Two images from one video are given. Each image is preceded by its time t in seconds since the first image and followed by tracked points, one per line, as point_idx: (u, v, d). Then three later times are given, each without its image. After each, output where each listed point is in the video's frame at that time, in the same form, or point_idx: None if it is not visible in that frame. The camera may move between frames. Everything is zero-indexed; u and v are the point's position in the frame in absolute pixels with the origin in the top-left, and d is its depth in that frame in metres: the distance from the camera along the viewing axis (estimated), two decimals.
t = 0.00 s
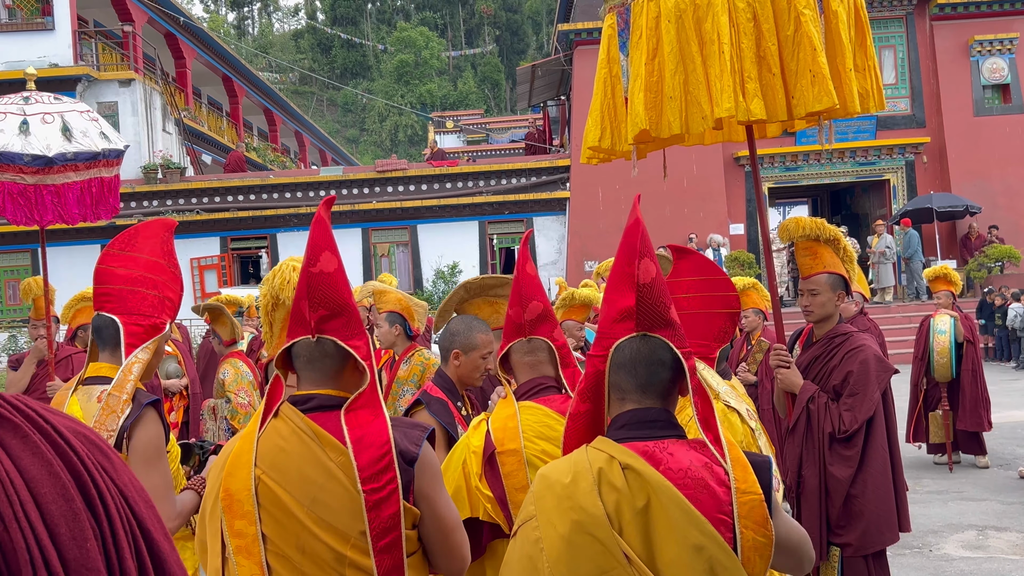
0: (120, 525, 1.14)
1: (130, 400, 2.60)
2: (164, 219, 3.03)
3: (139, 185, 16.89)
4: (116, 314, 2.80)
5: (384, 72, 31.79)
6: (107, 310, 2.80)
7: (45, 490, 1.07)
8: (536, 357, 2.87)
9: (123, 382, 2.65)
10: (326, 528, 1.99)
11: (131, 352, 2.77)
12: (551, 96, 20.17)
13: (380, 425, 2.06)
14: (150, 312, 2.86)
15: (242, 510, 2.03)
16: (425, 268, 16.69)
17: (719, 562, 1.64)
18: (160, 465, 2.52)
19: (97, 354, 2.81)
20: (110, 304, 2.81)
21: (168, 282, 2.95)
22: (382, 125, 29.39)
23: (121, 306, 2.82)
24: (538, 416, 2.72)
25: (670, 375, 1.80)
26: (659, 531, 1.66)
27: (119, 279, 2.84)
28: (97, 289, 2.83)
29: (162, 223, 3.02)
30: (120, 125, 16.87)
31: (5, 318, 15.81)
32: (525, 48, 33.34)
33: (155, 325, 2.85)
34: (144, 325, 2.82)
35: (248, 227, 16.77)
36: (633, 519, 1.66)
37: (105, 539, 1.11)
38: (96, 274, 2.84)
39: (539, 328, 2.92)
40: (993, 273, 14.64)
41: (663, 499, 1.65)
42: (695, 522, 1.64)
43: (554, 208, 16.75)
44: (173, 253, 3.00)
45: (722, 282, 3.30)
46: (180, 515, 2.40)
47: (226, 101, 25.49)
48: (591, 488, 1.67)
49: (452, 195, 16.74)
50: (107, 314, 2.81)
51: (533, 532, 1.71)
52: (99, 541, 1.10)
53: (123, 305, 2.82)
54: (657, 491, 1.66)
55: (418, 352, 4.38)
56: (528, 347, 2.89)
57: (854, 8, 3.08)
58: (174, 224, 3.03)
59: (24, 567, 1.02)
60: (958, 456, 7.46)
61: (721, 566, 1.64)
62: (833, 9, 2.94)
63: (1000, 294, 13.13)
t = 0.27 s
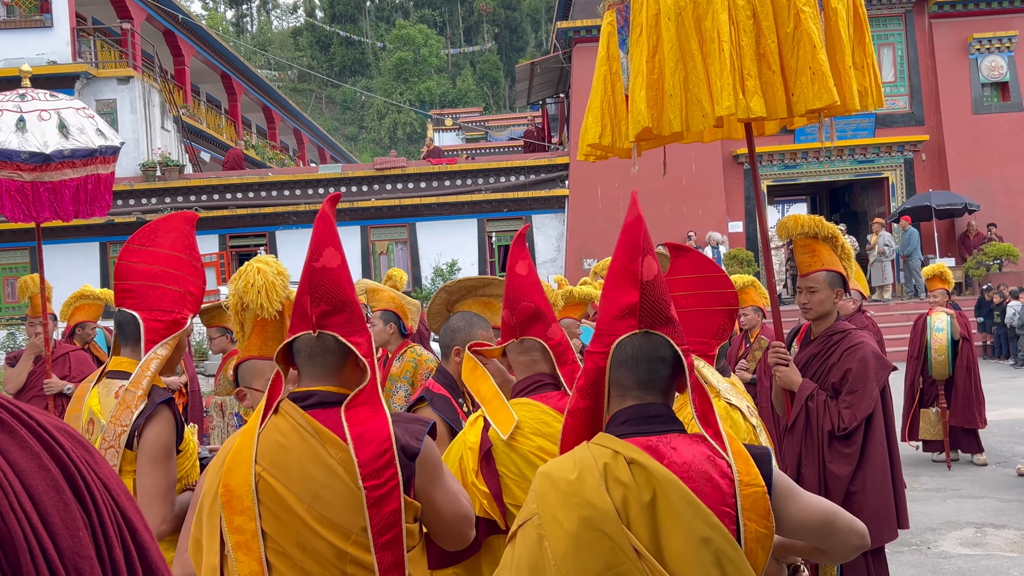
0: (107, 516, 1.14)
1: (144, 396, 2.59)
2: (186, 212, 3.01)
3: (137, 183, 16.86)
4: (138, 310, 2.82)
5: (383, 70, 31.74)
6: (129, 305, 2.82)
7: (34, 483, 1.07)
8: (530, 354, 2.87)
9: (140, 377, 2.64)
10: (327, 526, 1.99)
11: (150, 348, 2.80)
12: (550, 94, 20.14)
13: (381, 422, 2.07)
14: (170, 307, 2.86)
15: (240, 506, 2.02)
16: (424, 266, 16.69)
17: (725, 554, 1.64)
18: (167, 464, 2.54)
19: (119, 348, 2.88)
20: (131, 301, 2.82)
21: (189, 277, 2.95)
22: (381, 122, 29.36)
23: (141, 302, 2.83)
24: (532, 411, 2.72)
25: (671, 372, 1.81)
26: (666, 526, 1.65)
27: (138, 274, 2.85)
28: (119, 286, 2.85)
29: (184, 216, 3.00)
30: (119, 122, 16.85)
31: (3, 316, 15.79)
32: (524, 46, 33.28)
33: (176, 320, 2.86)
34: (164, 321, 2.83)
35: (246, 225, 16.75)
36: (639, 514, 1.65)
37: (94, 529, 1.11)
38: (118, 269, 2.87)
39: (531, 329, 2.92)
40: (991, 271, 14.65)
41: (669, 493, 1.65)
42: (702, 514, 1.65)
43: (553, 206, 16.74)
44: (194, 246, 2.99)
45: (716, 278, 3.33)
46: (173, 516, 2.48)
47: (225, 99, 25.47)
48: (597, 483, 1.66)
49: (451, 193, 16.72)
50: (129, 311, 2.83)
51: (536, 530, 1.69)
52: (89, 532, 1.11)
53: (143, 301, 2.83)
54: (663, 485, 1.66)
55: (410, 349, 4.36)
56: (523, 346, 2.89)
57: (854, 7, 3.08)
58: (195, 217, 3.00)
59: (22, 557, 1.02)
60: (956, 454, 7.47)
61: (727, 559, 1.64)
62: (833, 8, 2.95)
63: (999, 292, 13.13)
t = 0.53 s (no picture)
0: (90, 510, 1.34)
1: (148, 388, 2.64)
2: (206, 205, 3.01)
3: (136, 178, 16.84)
4: (151, 304, 2.86)
5: (381, 66, 31.66)
6: (144, 300, 2.87)
7: (29, 477, 1.26)
8: (527, 350, 2.88)
9: (146, 368, 2.68)
10: (337, 518, 2.00)
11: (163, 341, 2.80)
12: (549, 90, 20.11)
13: (390, 413, 2.10)
14: (184, 301, 2.87)
15: (247, 495, 2.00)
16: (422, 262, 16.68)
17: (733, 549, 1.61)
18: (169, 457, 2.55)
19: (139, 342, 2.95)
20: (145, 295, 2.87)
21: (205, 271, 2.96)
22: (379, 119, 29.31)
23: (154, 297, 2.87)
24: (527, 406, 2.69)
25: (680, 360, 1.82)
26: (675, 520, 1.61)
27: (154, 268, 2.90)
28: (135, 280, 2.91)
29: (203, 209, 3.00)
30: (117, 118, 16.84)
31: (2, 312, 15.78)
32: (523, 42, 33.21)
33: (189, 313, 2.87)
34: (176, 314, 2.85)
35: (244, 221, 16.74)
36: (650, 507, 1.61)
37: (77, 524, 1.31)
38: (134, 263, 2.91)
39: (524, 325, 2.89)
40: (990, 267, 14.64)
41: (678, 486, 1.61)
42: (710, 509, 1.61)
43: (552, 202, 16.72)
44: (212, 239, 3.00)
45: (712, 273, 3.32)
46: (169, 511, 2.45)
47: (224, 95, 25.45)
48: (607, 476, 1.62)
49: (450, 189, 16.70)
50: (144, 305, 2.87)
51: (543, 523, 1.65)
52: (75, 526, 1.30)
53: (157, 296, 2.87)
54: (673, 477, 1.62)
55: (404, 343, 4.38)
56: (520, 343, 2.88)
57: (854, 3, 3.08)
58: (213, 211, 3.00)
59: (19, 543, 1.20)
60: (955, 450, 7.47)
61: (735, 554, 1.61)
62: (833, 3, 2.94)
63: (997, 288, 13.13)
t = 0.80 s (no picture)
0: (55, 500, 1.61)
1: (151, 379, 2.61)
2: (221, 208, 3.02)
3: (135, 174, 16.82)
4: (160, 299, 2.85)
5: (380, 61, 31.59)
6: (153, 295, 2.86)
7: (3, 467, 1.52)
8: (526, 342, 2.87)
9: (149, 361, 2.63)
10: (349, 509, 2.01)
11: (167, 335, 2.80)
12: (548, 84, 20.08)
13: (401, 404, 2.09)
14: (191, 298, 2.88)
15: (257, 488, 1.99)
16: (421, 257, 16.68)
17: (741, 544, 1.60)
18: (177, 444, 2.60)
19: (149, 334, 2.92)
20: (154, 290, 2.86)
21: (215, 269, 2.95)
22: (378, 114, 29.28)
23: (163, 292, 2.86)
24: (525, 400, 2.70)
25: (685, 352, 1.82)
26: (685, 513, 1.60)
27: (164, 266, 2.89)
28: (144, 276, 2.89)
29: (219, 212, 3.02)
30: (116, 113, 16.81)
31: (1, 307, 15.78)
32: (522, 37, 33.13)
33: (196, 310, 2.88)
34: (185, 311, 2.85)
35: (243, 216, 16.73)
36: (661, 500, 1.59)
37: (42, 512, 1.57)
38: (145, 259, 2.90)
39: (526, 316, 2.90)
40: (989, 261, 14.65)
41: (688, 479, 1.60)
42: (720, 504, 1.60)
43: (550, 197, 16.70)
44: (226, 240, 3.00)
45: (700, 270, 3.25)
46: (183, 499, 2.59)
47: (222, 90, 25.43)
48: (618, 469, 1.59)
49: (448, 184, 16.67)
50: (151, 299, 2.86)
51: (553, 516, 1.63)
52: (39, 513, 1.56)
53: (167, 292, 2.86)
54: (682, 471, 1.60)
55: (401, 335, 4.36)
56: (521, 337, 2.87)
57: None
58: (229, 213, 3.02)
59: None
60: (953, 444, 7.47)
61: (742, 548, 1.60)
62: None
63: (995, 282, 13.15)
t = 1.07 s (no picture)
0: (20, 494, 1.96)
1: (166, 367, 2.65)
2: (210, 199, 3.01)
3: (133, 169, 16.80)
4: (163, 296, 2.85)
5: (378, 56, 31.52)
6: (157, 292, 2.87)
7: None
8: (533, 337, 2.88)
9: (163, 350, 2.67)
10: (354, 508, 2.01)
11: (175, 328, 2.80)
12: (546, 79, 20.05)
13: (406, 403, 2.08)
14: (194, 289, 2.87)
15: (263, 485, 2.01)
16: (420, 252, 16.68)
17: (746, 535, 1.60)
18: (192, 427, 2.64)
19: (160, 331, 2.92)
20: (157, 287, 2.86)
21: (211, 260, 2.95)
22: (377, 109, 29.21)
23: (166, 289, 2.86)
24: (530, 395, 2.75)
25: (690, 350, 1.81)
26: (692, 506, 1.60)
27: (162, 263, 2.88)
28: (146, 273, 2.89)
29: (207, 203, 3.01)
30: (114, 109, 16.79)
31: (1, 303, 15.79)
32: (520, 32, 33.08)
33: (200, 301, 2.87)
34: (188, 304, 2.84)
35: (241, 212, 16.72)
36: (669, 495, 1.59)
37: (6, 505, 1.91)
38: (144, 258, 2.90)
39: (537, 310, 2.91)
40: (988, 256, 14.64)
41: (695, 473, 1.60)
42: (725, 496, 1.60)
43: (549, 192, 16.67)
44: (218, 231, 2.98)
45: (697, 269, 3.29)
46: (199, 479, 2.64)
47: (221, 86, 25.41)
48: (627, 463, 1.59)
49: (447, 179, 16.65)
50: (157, 297, 2.88)
51: (559, 510, 1.63)
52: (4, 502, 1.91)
53: (169, 287, 2.86)
54: (690, 464, 1.60)
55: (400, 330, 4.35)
56: (526, 328, 2.89)
57: None
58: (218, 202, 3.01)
59: None
60: (952, 438, 7.49)
61: (748, 540, 1.60)
62: None
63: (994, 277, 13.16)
